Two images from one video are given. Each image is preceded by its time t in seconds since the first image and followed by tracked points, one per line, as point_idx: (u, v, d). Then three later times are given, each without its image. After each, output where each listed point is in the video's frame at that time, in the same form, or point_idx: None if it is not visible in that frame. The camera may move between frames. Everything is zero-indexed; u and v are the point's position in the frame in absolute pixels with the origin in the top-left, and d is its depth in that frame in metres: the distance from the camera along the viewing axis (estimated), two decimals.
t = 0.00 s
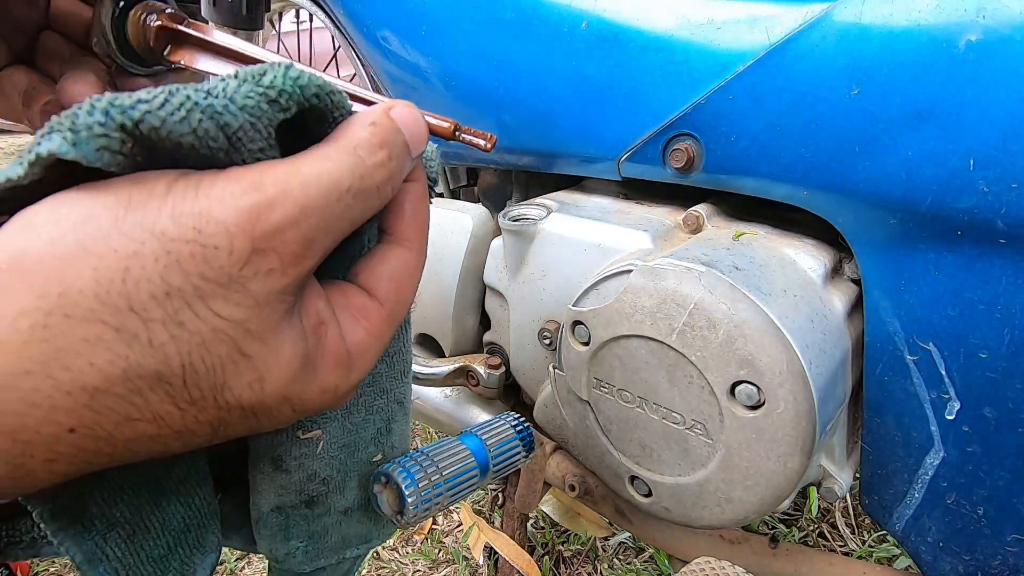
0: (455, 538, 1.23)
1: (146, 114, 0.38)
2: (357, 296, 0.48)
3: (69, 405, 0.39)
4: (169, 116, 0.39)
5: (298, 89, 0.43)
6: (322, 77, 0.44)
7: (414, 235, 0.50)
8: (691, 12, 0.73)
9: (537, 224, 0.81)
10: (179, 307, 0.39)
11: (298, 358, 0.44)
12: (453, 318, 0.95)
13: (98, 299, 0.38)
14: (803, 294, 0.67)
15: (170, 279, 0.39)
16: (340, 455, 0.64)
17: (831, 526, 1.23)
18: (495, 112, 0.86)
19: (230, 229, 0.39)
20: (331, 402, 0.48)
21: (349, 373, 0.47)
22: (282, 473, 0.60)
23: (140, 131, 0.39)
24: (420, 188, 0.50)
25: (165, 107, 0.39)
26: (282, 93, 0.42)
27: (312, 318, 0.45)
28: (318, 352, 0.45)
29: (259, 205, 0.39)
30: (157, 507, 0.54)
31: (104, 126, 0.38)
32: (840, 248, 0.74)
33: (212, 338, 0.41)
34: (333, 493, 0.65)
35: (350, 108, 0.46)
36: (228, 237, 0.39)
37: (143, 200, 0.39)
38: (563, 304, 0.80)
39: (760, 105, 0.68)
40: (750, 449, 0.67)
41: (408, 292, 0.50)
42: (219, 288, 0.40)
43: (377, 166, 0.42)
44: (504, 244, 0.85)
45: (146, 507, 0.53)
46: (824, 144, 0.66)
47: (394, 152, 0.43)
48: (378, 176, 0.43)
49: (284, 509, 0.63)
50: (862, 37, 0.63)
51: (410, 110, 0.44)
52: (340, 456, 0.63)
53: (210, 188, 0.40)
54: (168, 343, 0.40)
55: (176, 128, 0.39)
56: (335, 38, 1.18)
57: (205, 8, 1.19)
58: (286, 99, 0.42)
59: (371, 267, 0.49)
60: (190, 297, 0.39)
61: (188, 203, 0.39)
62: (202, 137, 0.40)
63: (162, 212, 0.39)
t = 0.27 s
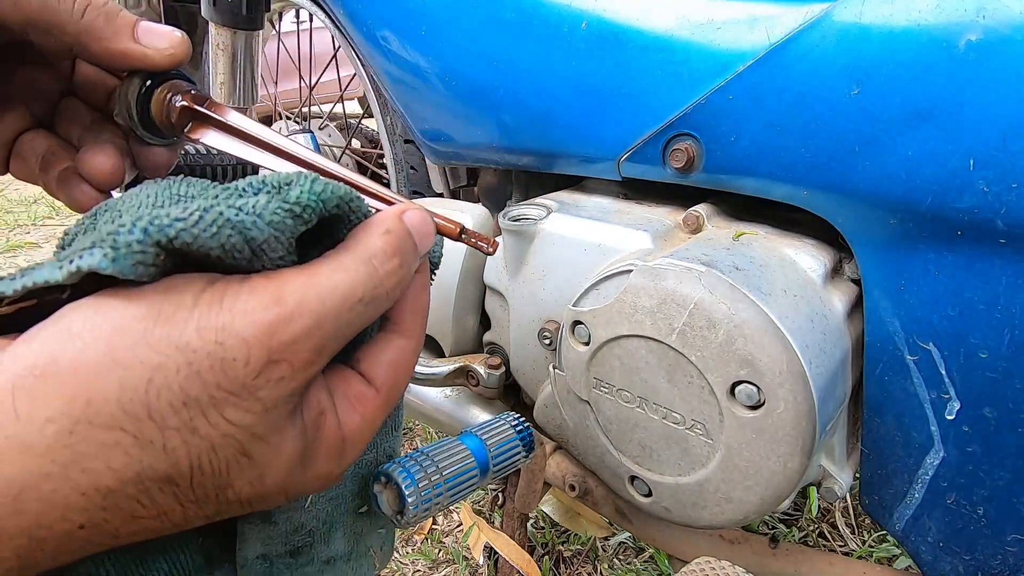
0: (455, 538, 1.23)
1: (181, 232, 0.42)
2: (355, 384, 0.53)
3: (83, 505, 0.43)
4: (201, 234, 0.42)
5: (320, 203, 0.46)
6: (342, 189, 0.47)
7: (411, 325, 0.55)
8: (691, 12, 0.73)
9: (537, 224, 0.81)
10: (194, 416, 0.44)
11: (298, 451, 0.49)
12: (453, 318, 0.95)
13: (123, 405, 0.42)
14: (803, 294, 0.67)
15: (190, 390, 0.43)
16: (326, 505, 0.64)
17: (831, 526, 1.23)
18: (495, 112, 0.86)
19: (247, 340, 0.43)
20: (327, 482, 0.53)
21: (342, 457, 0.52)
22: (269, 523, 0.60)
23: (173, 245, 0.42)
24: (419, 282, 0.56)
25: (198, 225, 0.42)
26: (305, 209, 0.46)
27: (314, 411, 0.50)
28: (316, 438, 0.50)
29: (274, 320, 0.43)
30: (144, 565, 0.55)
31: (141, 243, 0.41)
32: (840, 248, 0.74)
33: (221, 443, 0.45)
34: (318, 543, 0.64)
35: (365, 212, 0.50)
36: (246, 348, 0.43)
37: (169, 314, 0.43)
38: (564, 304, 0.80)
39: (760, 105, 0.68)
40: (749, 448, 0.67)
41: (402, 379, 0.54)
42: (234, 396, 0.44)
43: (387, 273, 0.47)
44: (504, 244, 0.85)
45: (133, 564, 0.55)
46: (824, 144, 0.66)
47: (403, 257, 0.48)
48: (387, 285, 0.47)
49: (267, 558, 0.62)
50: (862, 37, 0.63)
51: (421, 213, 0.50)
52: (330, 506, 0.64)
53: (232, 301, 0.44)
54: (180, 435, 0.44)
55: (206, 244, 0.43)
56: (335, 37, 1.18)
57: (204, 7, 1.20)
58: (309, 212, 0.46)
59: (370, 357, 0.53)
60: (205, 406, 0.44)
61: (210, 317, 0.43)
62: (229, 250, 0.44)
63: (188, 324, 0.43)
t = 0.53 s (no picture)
0: (455, 538, 1.23)
1: (193, 282, 0.41)
2: (361, 427, 0.53)
3: (86, 558, 0.43)
4: (215, 284, 0.42)
5: (332, 251, 0.46)
6: (355, 237, 0.48)
7: (419, 368, 0.55)
8: (691, 12, 0.73)
9: (537, 224, 0.81)
10: (201, 467, 0.43)
11: (302, 497, 0.50)
12: (453, 318, 0.95)
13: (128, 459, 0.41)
14: (803, 294, 0.67)
15: (198, 442, 0.43)
16: (331, 546, 0.66)
17: (831, 526, 1.23)
18: (495, 112, 0.86)
19: (256, 393, 0.43)
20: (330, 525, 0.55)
21: (345, 498, 0.54)
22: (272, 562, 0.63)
23: (185, 294, 0.42)
24: (428, 325, 0.56)
25: (211, 274, 0.42)
26: (319, 257, 0.46)
27: (318, 456, 0.51)
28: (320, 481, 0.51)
29: (284, 371, 0.43)
30: None
31: (153, 292, 0.41)
32: (840, 248, 0.74)
33: (226, 492, 0.45)
34: None
35: (377, 259, 0.50)
36: (255, 400, 0.43)
37: (180, 363, 0.43)
38: (564, 304, 0.80)
39: (760, 105, 0.68)
40: (749, 448, 0.67)
41: (407, 422, 0.55)
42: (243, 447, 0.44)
43: (396, 320, 0.47)
44: (504, 244, 0.85)
45: None
46: (824, 144, 0.66)
47: (414, 304, 0.48)
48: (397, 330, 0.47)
49: None
50: (862, 37, 0.63)
51: (433, 257, 0.49)
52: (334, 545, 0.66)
53: (243, 348, 0.43)
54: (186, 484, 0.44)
55: (218, 293, 0.42)
56: (335, 37, 1.17)
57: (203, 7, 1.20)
58: (322, 260, 0.46)
59: (377, 400, 0.54)
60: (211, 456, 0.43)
61: (221, 368, 0.43)
62: (241, 298, 0.43)
63: (199, 374, 0.43)
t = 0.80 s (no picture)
0: (455, 538, 1.23)
1: (197, 280, 0.41)
2: (365, 426, 0.53)
3: (91, 557, 0.42)
4: (218, 282, 0.42)
5: (336, 249, 0.46)
6: (358, 235, 0.48)
7: (422, 365, 0.56)
8: (691, 12, 0.73)
9: (537, 224, 0.81)
10: (205, 466, 0.43)
11: (307, 496, 0.50)
12: (453, 317, 0.95)
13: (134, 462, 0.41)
14: (803, 294, 0.67)
15: (202, 441, 0.43)
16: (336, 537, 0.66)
17: (831, 526, 1.23)
18: (495, 111, 0.86)
19: (262, 394, 0.43)
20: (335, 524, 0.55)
21: (350, 496, 0.54)
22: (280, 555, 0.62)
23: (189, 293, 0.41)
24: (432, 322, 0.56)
25: (215, 272, 0.42)
26: (322, 255, 0.46)
27: (322, 454, 0.51)
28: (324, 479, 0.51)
29: (287, 370, 0.43)
30: None
31: (157, 290, 0.40)
32: (840, 248, 0.74)
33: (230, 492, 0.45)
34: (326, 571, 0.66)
35: (380, 257, 0.50)
36: (259, 399, 0.43)
37: (184, 364, 0.43)
38: (563, 303, 0.80)
39: (760, 105, 0.68)
40: (749, 448, 0.67)
41: (412, 419, 0.55)
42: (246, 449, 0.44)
43: (401, 318, 0.47)
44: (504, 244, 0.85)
45: None
46: (824, 144, 0.66)
47: (418, 301, 0.48)
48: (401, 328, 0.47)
49: None
50: (862, 37, 0.63)
51: (436, 255, 0.50)
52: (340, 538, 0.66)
53: (248, 348, 0.43)
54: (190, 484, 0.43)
55: (222, 291, 0.42)
56: (335, 36, 1.17)
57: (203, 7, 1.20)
58: (325, 258, 0.46)
59: (381, 398, 0.54)
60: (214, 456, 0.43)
61: (226, 367, 0.43)
62: (245, 296, 0.43)
63: (203, 374, 0.43)
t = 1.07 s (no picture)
0: (455, 538, 1.23)
1: (207, 279, 0.41)
2: (374, 427, 0.53)
3: (100, 560, 0.43)
4: (228, 281, 0.42)
5: (346, 248, 0.46)
6: (369, 235, 0.48)
7: (432, 368, 0.55)
8: (691, 12, 0.73)
9: (537, 224, 0.81)
10: (214, 468, 0.43)
11: (316, 498, 0.50)
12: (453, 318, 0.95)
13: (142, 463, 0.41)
14: (803, 294, 0.67)
15: (210, 442, 0.43)
16: (345, 541, 0.66)
17: (831, 526, 1.23)
18: (495, 112, 0.86)
19: (270, 393, 0.43)
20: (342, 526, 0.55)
21: (359, 497, 0.54)
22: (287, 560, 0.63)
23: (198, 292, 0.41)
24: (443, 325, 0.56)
25: (224, 272, 0.42)
26: (332, 254, 0.46)
27: (331, 456, 0.51)
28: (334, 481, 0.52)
29: (297, 370, 0.43)
30: None
31: (166, 289, 0.40)
32: (840, 248, 0.74)
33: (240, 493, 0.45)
34: None
35: (389, 256, 0.50)
36: (269, 400, 0.43)
37: (194, 364, 0.43)
38: (563, 303, 0.80)
39: (760, 105, 0.68)
40: (749, 448, 0.67)
41: (421, 421, 0.55)
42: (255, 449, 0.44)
43: (411, 318, 0.47)
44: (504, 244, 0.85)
45: None
46: (824, 144, 0.66)
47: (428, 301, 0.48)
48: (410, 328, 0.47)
49: None
50: (862, 37, 0.62)
51: (447, 255, 0.50)
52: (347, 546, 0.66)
53: (257, 349, 0.43)
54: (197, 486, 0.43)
55: (231, 291, 0.42)
56: (335, 36, 1.17)
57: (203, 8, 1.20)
58: (336, 258, 0.46)
59: (390, 400, 0.54)
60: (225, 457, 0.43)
61: (235, 368, 0.43)
62: (254, 296, 0.43)
63: (212, 374, 0.43)
